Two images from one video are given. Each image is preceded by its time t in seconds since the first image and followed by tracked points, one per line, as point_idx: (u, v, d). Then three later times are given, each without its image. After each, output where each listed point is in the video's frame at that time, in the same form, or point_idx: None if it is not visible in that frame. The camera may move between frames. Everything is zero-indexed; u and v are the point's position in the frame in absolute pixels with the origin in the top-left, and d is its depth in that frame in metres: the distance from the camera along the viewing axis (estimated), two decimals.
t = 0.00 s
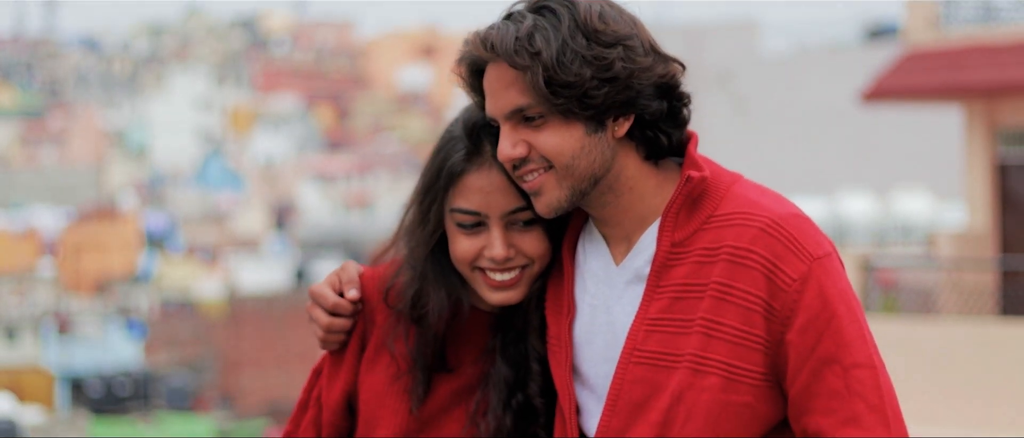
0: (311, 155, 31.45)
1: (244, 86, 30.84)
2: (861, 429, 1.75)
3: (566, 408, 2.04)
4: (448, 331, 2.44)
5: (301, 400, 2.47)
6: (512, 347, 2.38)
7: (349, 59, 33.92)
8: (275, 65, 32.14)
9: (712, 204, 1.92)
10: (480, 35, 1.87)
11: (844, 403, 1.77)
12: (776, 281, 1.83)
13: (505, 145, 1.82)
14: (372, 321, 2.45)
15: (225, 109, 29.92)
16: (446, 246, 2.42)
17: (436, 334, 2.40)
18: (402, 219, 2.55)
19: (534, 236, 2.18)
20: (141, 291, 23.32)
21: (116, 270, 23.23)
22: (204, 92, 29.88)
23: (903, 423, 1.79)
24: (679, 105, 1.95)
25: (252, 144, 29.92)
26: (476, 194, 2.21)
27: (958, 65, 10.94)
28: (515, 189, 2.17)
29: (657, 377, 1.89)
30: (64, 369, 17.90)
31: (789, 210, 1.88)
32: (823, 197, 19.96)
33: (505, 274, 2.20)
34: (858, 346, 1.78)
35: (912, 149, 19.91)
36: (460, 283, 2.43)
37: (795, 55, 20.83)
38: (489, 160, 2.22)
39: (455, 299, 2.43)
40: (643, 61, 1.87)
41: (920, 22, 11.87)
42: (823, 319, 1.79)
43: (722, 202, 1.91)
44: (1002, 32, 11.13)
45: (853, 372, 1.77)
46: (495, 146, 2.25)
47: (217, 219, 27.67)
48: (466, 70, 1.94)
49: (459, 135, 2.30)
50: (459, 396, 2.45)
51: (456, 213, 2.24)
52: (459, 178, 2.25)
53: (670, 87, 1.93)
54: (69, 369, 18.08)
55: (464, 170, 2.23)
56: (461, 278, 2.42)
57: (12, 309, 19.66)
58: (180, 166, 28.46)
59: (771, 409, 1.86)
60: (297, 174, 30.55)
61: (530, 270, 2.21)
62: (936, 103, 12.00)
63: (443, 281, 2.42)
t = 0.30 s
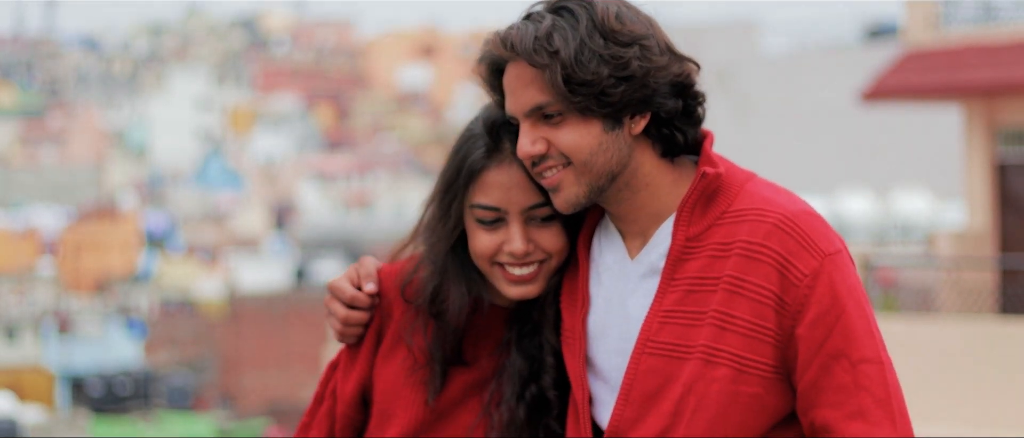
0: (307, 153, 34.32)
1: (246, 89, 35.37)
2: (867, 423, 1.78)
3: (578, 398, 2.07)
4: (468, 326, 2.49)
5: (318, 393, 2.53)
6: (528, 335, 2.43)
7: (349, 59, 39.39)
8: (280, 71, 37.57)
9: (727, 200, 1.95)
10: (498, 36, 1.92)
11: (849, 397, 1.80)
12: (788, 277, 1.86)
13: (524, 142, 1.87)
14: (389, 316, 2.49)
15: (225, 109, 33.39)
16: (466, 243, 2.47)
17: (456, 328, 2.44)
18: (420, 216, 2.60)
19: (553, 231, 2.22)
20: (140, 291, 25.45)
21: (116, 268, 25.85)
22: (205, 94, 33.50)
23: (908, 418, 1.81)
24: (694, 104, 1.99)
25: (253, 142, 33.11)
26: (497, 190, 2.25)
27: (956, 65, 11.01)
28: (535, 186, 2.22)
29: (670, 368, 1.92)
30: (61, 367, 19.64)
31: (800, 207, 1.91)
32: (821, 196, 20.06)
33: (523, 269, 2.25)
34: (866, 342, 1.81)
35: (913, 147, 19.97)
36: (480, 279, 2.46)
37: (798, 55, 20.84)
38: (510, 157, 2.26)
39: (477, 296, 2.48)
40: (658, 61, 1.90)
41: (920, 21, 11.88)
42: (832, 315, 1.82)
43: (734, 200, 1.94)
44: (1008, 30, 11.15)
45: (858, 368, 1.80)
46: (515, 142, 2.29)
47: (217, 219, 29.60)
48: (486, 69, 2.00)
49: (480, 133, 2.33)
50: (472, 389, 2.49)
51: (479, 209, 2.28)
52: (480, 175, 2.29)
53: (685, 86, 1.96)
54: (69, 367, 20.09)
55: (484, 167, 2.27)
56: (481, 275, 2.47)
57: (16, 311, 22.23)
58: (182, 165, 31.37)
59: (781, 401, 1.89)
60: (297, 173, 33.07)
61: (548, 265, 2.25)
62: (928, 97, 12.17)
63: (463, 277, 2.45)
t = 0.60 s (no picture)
0: (306, 152, 34.48)
1: (246, 88, 35.87)
2: (876, 419, 1.80)
3: (595, 390, 2.09)
4: (484, 323, 2.38)
5: (331, 386, 2.49)
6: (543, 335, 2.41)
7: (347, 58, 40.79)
8: (279, 70, 38.36)
9: (745, 199, 1.97)
10: (527, 34, 1.96)
11: (862, 394, 1.81)
12: (806, 274, 1.88)
13: (551, 138, 1.92)
14: (403, 312, 2.40)
15: (224, 109, 33.65)
16: (485, 238, 2.38)
17: (472, 327, 2.36)
18: (436, 212, 2.52)
19: (573, 230, 2.21)
20: (141, 291, 25.50)
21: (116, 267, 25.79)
22: (204, 94, 33.71)
23: (917, 417, 1.83)
24: (715, 104, 2.03)
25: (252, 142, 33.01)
26: (521, 189, 2.22)
27: (952, 66, 11.12)
28: (558, 184, 2.19)
29: (687, 362, 1.95)
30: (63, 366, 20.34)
31: (818, 207, 1.93)
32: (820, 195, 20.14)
33: (544, 266, 2.22)
34: (879, 340, 1.82)
35: (910, 147, 20.20)
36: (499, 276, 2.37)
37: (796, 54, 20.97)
38: (534, 157, 2.23)
39: (495, 293, 2.38)
40: (682, 61, 1.95)
41: (918, 22, 11.95)
42: (847, 312, 1.84)
43: (754, 199, 1.97)
44: (1002, 32, 11.29)
45: (871, 366, 1.81)
46: (539, 143, 2.25)
47: (218, 217, 29.48)
48: (511, 68, 2.04)
49: (503, 133, 2.30)
50: (486, 384, 2.39)
51: (501, 208, 2.25)
52: (503, 175, 2.25)
53: (707, 86, 2.01)
54: (70, 368, 20.35)
55: (507, 167, 2.24)
56: (500, 271, 2.37)
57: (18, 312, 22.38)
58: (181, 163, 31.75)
59: (792, 397, 1.91)
60: (295, 173, 32.97)
61: (567, 264, 2.23)
62: (923, 97, 12.34)
63: (482, 274, 2.36)
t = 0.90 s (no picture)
0: (304, 150, 34.61)
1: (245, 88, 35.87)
2: (884, 419, 1.86)
3: (604, 384, 2.13)
4: (498, 321, 2.40)
5: (339, 380, 2.54)
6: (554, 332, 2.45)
7: (346, 58, 40.63)
8: (277, 69, 38.30)
9: (759, 201, 2.02)
10: (546, 35, 2.00)
11: (870, 393, 1.88)
12: (819, 276, 1.93)
13: (568, 138, 1.96)
14: (415, 310, 2.41)
15: (223, 107, 33.65)
16: (500, 239, 2.39)
17: (486, 324, 2.38)
18: (447, 211, 2.54)
19: (588, 230, 2.24)
20: (139, 289, 25.64)
21: (115, 266, 25.89)
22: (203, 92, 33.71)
23: (921, 417, 1.89)
24: (729, 105, 2.06)
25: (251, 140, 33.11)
26: (537, 190, 2.23)
27: (950, 66, 11.19)
28: (574, 184, 2.22)
29: (701, 358, 2.00)
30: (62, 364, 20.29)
31: (832, 211, 1.98)
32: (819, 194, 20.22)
33: (557, 266, 2.24)
34: (887, 342, 1.88)
35: (907, 145, 20.50)
36: (513, 275, 2.38)
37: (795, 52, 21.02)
38: (550, 158, 2.24)
39: (509, 293, 2.39)
40: (697, 62, 1.98)
41: (917, 22, 12.07)
42: (858, 315, 1.89)
43: (768, 201, 2.02)
44: (999, 31, 11.35)
45: (880, 367, 1.88)
46: (556, 145, 2.26)
47: (216, 214, 30.01)
48: (527, 69, 2.08)
49: (520, 134, 2.31)
50: (499, 381, 2.41)
51: (516, 208, 2.26)
52: (520, 177, 2.26)
53: (721, 88, 2.04)
54: (70, 365, 20.46)
55: (525, 168, 2.25)
56: (515, 272, 2.38)
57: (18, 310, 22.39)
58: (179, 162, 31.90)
59: (801, 394, 1.97)
60: (295, 171, 33.00)
61: (581, 263, 2.25)
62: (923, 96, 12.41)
63: (497, 273, 2.37)
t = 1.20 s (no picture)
0: (304, 150, 34.69)
1: (244, 87, 35.92)
2: (880, 416, 1.90)
3: (604, 381, 2.17)
4: (501, 321, 2.43)
5: (340, 376, 2.57)
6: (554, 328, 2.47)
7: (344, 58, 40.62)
8: (275, 68, 38.31)
9: (758, 201, 2.05)
10: (546, 39, 2.03)
11: (867, 390, 1.91)
12: (817, 275, 1.96)
13: (570, 140, 2.00)
14: (416, 309, 2.44)
15: (222, 107, 33.73)
16: (503, 240, 2.41)
17: (488, 324, 2.40)
18: (448, 212, 2.56)
19: (591, 232, 2.27)
20: (138, 288, 25.69)
21: (114, 265, 25.95)
22: (201, 92, 33.80)
23: (917, 415, 1.93)
24: (728, 106, 2.08)
25: (250, 139, 33.21)
26: (540, 192, 2.26)
27: (948, 65, 11.25)
28: (576, 186, 2.25)
29: (700, 357, 2.04)
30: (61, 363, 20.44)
31: (830, 213, 2.01)
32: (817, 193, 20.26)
33: (560, 267, 2.27)
34: (882, 340, 1.92)
35: (907, 144, 20.57)
36: (515, 275, 2.42)
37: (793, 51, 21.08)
38: (552, 161, 2.27)
39: (511, 293, 2.42)
40: (697, 64, 2.02)
41: (915, 22, 12.17)
42: (853, 316, 1.93)
43: (767, 201, 2.05)
44: (997, 31, 11.42)
45: (876, 364, 1.91)
46: (558, 147, 2.28)
47: (214, 213, 30.04)
48: (529, 72, 2.11)
49: (522, 137, 2.33)
50: (500, 378, 2.44)
51: (520, 210, 2.29)
52: (522, 179, 2.29)
53: (720, 89, 2.07)
54: (69, 365, 20.53)
55: (527, 171, 2.28)
56: (516, 272, 2.41)
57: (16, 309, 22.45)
58: (178, 161, 31.94)
59: (800, 391, 2.00)
60: (293, 170, 33.07)
61: (582, 264, 2.28)
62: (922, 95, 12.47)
63: (500, 273, 2.41)
